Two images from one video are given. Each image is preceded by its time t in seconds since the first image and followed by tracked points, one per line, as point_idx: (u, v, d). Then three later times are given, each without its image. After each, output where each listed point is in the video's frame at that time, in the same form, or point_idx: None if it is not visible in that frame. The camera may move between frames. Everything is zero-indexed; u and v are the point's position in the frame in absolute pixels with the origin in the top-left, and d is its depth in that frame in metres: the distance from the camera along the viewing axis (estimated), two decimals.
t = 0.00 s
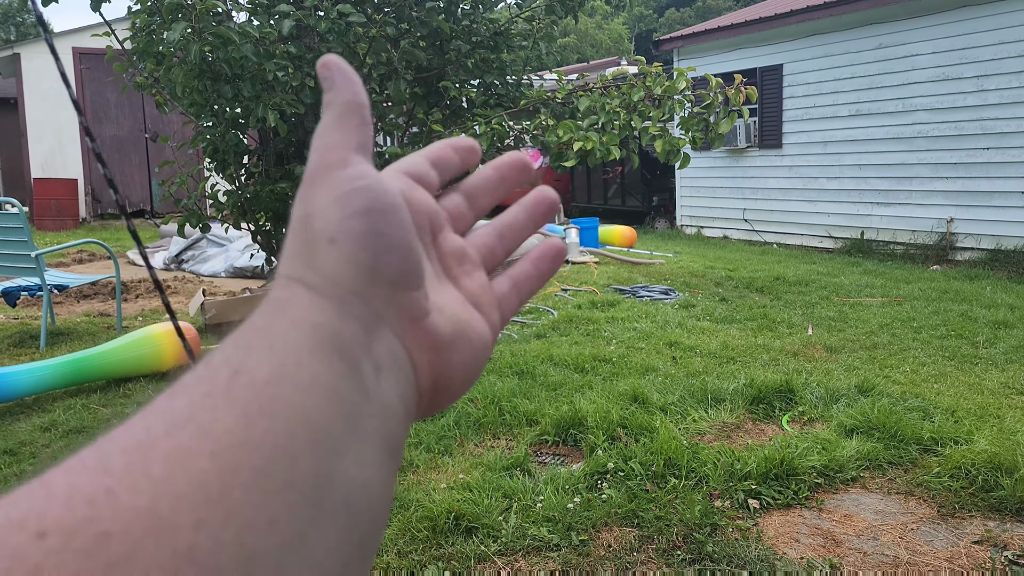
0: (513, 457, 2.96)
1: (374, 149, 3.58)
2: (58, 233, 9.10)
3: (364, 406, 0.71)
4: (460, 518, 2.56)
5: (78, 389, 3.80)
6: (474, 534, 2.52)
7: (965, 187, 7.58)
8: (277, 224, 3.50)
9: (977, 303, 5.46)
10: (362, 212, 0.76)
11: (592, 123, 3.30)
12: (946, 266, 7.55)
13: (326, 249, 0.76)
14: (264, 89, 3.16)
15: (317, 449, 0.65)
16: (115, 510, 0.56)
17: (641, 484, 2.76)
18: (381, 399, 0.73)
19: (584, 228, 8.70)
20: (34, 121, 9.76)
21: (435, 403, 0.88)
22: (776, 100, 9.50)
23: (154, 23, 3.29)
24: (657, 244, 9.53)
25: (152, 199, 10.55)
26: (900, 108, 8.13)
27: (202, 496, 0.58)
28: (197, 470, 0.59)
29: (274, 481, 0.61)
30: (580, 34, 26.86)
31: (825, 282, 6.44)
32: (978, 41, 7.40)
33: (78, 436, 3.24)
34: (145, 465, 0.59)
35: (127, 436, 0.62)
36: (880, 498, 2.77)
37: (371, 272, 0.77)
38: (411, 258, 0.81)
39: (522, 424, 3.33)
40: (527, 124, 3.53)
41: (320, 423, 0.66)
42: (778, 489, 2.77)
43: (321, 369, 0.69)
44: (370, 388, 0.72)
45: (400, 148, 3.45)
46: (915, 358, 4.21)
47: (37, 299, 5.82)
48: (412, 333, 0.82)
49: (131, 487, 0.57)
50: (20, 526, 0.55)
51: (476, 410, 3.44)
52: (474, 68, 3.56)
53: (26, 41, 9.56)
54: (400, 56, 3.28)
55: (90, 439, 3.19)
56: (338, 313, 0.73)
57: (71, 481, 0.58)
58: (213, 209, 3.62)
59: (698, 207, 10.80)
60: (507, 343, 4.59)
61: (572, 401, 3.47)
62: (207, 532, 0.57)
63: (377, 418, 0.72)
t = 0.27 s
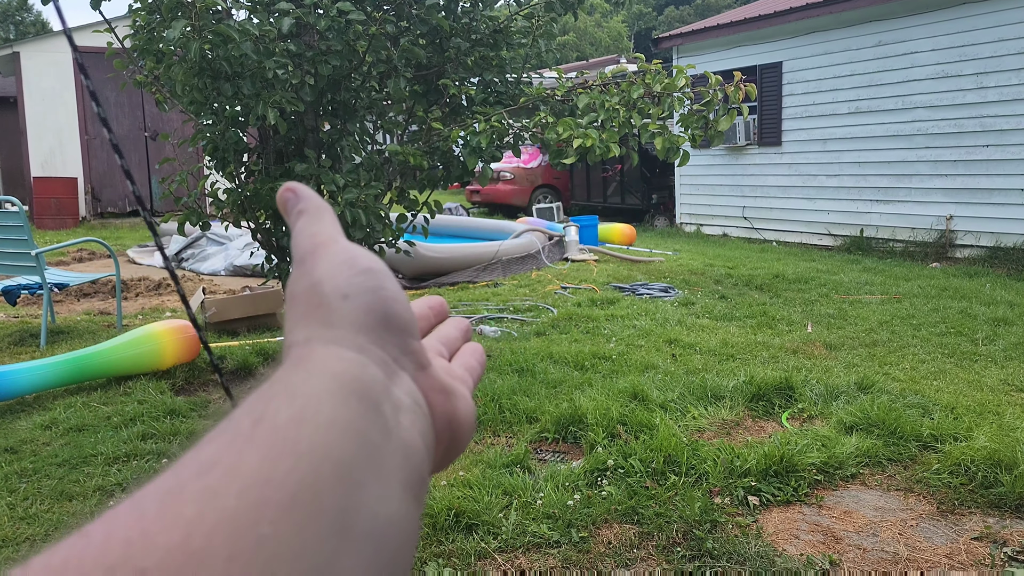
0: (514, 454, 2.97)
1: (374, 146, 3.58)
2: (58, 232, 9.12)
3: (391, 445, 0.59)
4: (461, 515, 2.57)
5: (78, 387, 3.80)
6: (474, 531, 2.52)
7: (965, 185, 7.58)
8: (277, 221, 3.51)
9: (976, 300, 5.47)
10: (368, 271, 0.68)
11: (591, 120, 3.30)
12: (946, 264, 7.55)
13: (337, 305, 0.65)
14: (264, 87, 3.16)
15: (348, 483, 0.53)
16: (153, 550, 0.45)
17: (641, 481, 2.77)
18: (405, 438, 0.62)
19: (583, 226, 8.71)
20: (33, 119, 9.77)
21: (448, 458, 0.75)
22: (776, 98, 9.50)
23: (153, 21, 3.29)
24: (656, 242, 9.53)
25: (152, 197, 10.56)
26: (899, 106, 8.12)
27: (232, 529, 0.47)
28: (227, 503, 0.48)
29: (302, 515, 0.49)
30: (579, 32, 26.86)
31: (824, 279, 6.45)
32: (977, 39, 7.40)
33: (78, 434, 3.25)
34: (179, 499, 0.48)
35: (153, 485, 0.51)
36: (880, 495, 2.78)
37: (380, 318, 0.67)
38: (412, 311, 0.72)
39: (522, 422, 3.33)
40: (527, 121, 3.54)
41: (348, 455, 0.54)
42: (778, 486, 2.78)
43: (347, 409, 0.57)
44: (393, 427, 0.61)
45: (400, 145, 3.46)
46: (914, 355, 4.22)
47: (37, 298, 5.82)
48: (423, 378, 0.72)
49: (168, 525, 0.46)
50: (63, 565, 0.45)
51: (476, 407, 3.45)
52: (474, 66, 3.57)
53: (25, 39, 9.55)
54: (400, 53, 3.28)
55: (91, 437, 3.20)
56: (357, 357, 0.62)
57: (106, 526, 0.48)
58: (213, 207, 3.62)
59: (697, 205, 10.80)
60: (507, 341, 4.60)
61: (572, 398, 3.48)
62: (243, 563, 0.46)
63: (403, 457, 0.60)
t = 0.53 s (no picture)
0: (513, 452, 2.97)
1: (373, 145, 3.59)
2: (56, 231, 9.11)
3: (377, 436, 0.59)
4: (460, 512, 2.57)
5: (76, 386, 3.80)
6: (473, 529, 2.53)
7: (962, 183, 7.60)
8: (276, 220, 3.52)
9: (974, 298, 5.48)
10: (360, 255, 0.68)
11: (590, 118, 3.31)
12: (944, 262, 7.57)
13: (325, 292, 0.65)
14: (262, 86, 3.16)
15: (330, 477, 0.53)
16: (125, 547, 0.44)
17: (639, 479, 2.77)
18: (392, 427, 0.62)
19: (582, 224, 8.71)
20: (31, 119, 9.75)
21: (438, 447, 0.76)
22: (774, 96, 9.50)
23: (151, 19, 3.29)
24: (655, 240, 9.54)
25: (151, 197, 10.57)
26: (898, 104, 8.13)
27: (209, 525, 0.46)
28: (209, 495, 0.48)
29: (282, 510, 0.49)
30: (578, 31, 26.86)
31: (823, 277, 6.46)
32: (975, 37, 7.41)
33: (77, 433, 3.25)
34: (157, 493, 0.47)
35: (132, 475, 0.50)
36: (878, 492, 2.78)
37: (370, 307, 0.67)
38: (402, 295, 0.72)
39: (521, 419, 3.34)
40: (525, 119, 3.54)
41: (329, 450, 0.54)
42: (777, 483, 2.78)
43: (333, 399, 0.57)
44: (379, 416, 0.61)
45: (398, 143, 3.46)
46: (912, 352, 4.23)
47: (35, 297, 5.82)
48: (412, 366, 0.72)
49: (143, 519, 0.46)
50: (28, 563, 0.44)
51: (475, 405, 3.45)
52: (472, 64, 3.57)
53: (23, 38, 9.54)
54: (398, 52, 3.29)
55: (90, 435, 3.20)
56: (346, 344, 0.63)
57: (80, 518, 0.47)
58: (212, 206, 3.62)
59: (696, 203, 10.80)
60: (505, 339, 4.60)
61: (570, 396, 3.48)
62: (219, 560, 0.45)
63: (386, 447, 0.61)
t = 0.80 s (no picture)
0: (511, 451, 2.98)
1: (371, 145, 3.60)
2: (54, 231, 9.11)
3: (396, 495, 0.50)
4: (459, 512, 2.58)
5: (76, 386, 3.80)
6: (473, 528, 2.53)
7: (960, 181, 7.61)
8: (274, 220, 3.53)
9: (972, 296, 5.50)
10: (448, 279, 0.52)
11: (588, 116, 3.31)
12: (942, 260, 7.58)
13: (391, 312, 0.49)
14: (261, 86, 3.17)
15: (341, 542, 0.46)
16: (98, 560, 0.41)
17: (638, 478, 2.78)
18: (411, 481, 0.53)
19: (581, 223, 8.71)
20: (30, 119, 9.76)
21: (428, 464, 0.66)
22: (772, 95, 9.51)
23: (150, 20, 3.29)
24: (654, 240, 9.54)
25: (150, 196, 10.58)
26: (895, 102, 8.14)
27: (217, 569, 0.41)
28: (186, 535, 0.42)
29: None
30: (576, 29, 26.87)
31: (821, 276, 6.47)
32: (973, 35, 7.42)
33: (77, 433, 3.25)
34: (140, 513, 0.42)
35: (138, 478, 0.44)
36: (876, 490, 2.79)
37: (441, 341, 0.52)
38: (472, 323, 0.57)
39: (520, 419, 3.35)
40: (523, 119, 3.55)
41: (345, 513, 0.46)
42: (775, 482, 2.79)
43: (363, 457, 0.47)
44: (402, 472, 0.51)
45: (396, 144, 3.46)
46: (910, 351, 4.24)
47: (34, 298, 5.82)
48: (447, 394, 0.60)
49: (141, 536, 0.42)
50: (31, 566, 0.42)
51: (474, 404, 3.46)
52: (470, 64, 3.57)
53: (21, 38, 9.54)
54: (397, 52, 3.30)
55: (90, 435, 3.20)
56: (399, 384, 0.50)
57: (80, 517, 0.44)
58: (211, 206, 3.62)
59: (694, 202, 10.81)
60: (504, 338, 4.61)
61: (569, 396, 3.49)
62: None
63: (395, 494, 0.51)
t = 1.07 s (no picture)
0: (506, 449, 2.97)
1: (365, 142, 3.58)
2: (48, 230, 9.07)
3: None
4: (453, 510, 2.56)
5: (68, 385, 3.78)
6: (467, 526, 2.52)
7: (956, 178, 7.61)
8: (268, 218, 3.51)
9: (968, 293, 5.49)
10: None
11: (582, 112, 3.30)
12: (937, 257, 7.58)
13: None
14: (253, 83, 3.15)
15: None
16: None
17: (633, 475, 2.77)
18: None
19: (576, 221, 8.70)
20: (23, 117, 9.72)
21: None
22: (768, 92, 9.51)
23: (142, 17, 3.27)
24: (650, 237, 9.54)
25: (143, 195, 10.54)
26: (891, 99, 8.14)
27: None
28: None
29: None
30: (573, 27, 26.84)
31: (817, 273, 6.46)
32: (968, 32, 7.43)
33: (69, 432, 3.23)
34: None
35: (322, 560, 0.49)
36: (871, 487, 2.79)
37: None
38: None
39: (515, 416, 3.33)
40: (518, 116, 3.53)
41: None
42: (770, 478, 2.78)
43: None
44: None
45: (390, 140, 3.44)
46: (906, 347, 4.24)
47: (28, 297, 5.79)
48: None
49: None
50: None
51: (469, 402, 3.45)
52: (464, 61, 3.56)
53: (14, 36, 9.50)
54: (390, 48, 3.28)
55: (82, 434, 3.18)
56: None
57: None
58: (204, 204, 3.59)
59: (691, 200, 10.80)
60: (499, 336, 4.59)
61: (564, 393, 3.47)
62: None
63: None
